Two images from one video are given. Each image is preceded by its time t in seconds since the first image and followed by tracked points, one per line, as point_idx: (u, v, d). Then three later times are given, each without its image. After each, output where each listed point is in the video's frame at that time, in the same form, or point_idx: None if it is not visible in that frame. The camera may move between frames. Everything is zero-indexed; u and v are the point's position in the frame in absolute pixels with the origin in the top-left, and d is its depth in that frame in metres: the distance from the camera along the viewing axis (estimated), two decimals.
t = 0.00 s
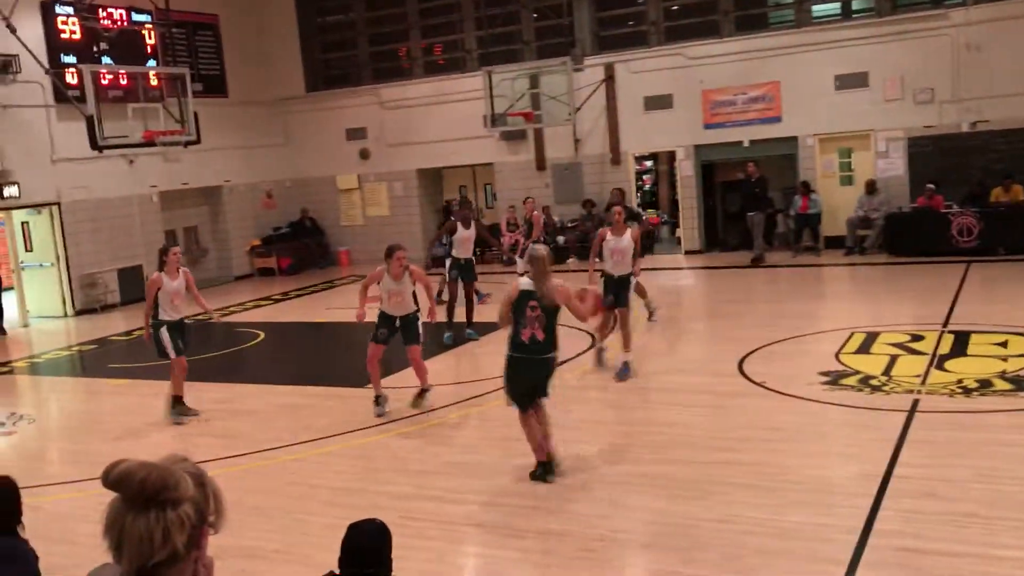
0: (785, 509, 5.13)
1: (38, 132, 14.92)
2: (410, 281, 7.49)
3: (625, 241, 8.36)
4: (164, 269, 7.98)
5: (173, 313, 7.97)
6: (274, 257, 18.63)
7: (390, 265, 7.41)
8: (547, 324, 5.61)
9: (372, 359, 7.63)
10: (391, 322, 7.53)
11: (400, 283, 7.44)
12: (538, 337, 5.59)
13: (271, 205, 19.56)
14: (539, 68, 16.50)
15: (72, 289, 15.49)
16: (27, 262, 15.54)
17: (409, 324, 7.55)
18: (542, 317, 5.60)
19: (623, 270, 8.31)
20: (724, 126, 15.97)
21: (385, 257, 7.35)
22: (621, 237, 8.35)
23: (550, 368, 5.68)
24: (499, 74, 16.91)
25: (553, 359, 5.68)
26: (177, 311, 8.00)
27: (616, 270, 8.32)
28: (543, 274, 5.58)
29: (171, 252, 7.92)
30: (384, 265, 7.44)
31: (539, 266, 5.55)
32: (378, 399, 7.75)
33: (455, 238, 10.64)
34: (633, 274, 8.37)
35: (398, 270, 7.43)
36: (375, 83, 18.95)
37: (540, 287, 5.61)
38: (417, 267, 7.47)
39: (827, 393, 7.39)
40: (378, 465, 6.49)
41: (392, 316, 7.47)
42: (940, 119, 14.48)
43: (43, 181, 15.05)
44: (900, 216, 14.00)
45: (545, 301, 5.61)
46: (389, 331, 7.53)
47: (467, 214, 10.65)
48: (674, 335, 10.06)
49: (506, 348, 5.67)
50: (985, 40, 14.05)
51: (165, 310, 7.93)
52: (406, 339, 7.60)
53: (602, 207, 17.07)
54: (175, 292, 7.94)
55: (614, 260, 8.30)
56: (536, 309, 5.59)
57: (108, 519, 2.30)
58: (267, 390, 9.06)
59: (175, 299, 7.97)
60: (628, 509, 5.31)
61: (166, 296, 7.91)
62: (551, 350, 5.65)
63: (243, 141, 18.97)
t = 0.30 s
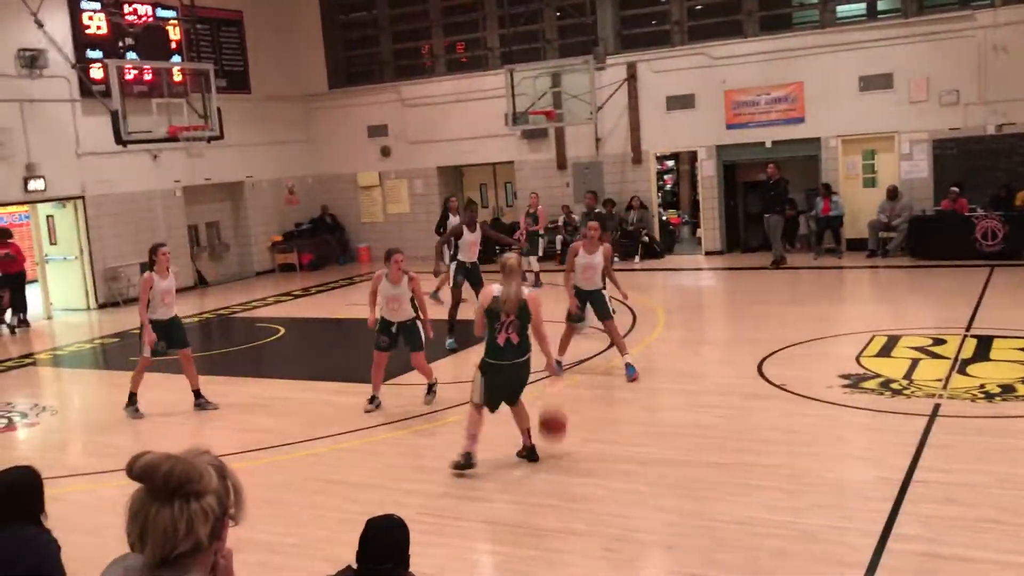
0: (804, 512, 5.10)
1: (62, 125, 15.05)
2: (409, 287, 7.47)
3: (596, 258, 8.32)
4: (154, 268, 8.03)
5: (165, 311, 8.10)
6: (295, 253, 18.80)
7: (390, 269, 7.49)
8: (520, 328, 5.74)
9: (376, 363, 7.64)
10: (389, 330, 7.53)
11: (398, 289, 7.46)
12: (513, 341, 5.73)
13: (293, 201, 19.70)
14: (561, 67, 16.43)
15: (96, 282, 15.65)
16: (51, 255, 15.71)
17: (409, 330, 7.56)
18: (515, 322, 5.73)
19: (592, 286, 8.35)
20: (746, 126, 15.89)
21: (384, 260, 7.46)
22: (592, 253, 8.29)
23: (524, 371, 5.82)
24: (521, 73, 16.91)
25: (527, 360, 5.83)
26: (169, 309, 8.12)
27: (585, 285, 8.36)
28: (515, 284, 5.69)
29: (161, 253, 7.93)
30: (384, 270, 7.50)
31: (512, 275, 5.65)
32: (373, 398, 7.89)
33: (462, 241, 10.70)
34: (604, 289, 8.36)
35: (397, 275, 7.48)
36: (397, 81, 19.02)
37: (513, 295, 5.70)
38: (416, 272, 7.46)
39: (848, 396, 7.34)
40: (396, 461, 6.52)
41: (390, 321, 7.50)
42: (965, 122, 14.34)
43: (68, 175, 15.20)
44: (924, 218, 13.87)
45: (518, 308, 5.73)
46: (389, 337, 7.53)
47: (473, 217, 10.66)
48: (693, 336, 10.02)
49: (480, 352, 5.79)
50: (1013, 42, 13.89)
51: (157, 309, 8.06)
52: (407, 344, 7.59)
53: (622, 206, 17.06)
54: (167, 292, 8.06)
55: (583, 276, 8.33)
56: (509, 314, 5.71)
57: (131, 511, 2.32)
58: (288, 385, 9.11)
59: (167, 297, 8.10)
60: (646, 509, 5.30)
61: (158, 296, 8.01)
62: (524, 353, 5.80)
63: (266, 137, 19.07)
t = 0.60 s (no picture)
0: (821, 514, 5.09)
1: (87, 122, 15.21)
2: (428, 292, 7.48)
3: (594, 246, 8.78)
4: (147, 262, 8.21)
5: (157, 304, 8.25)
6: (316, 249, 18.92)
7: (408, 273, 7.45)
8: (479, 318, 5.74)
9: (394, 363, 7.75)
10: (408, 331, 7.63)
11: (417, 293, 7.48)
12: (469, 330, 5.76)
13: (314, 198, 19.83)
14: (582, 66, 16.42)
15: (120, 276, 15.83)
16: (75, 249, 15.88)
17: (427, 330, 7.65)
18: (474, 311, 5.75)
19: (592, 274, 8.78)
20: (768, 127, 15.83)
21: (402, 265, 7.41)
22: (591, 242, 8.74)
23: (484, 362, 5.79)
24: (542, 72, 16.90)
25: (489, 351, 5.79)
26: (163, 301, 8.26)
27: (586, 274, 8.76)
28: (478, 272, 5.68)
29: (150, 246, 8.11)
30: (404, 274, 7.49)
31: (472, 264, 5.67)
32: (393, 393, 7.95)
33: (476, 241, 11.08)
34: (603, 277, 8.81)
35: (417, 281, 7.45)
36: (419, 79, 19.09)
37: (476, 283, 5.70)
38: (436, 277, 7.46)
39: (867, 399, 7.31)
40: (414, 457, 6.56)
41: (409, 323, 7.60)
42: (989, 124, 14.19)
43: (93, 171, 15.36)
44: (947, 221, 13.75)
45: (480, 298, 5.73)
46: (408, 339, 7.63)
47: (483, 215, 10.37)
48: (712, 337, 10.00)
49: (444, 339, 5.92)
50: None
51: (150, 301, 8.22)
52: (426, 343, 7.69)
53: (642, 207, 17.04)
54: (159, 284, 8.18)
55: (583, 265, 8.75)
56: (469, 303, 5.75)
57: (155, 504, 2.35)
58: (307, 380, 9.19)
59: (161, 292, 8.23)
60: (663, 510, 5.30)
61: (149, 288, 8.15)
62: (484, 344, 5.77)
63: (288, 134, 19.18)
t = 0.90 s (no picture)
0: (845, 516, 5.05)
1: (113, 117, 15.34)
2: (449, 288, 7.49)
3: (616, 249, 8.71)
4: (161, 260, 8.35)
5: (167, 301, 8.34)
6: (339, 246, 18.98)
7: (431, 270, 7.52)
8: (469, 324, 5.59)
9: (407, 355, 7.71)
10: (426, 323, 7.61)
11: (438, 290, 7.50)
12: (459, 334, 5.61)
13: (337, 194, 19.91)
14: (605, 63, 16.36)
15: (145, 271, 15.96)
16: (101, 244, 16.03)
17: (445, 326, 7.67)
18: (466, 316, 5.60)
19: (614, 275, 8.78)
20: (793, 125, 15.71)
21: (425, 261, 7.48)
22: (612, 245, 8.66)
23: (470, 370, 5.63)
24: (565, 69, 16.85)
25: (476, 360, 5.61)
26: (172, 299, 8.33)
27: (609, 276, 8.76)
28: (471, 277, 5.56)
29: (166, 243, 8.28)
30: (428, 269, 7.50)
31: (463, 265, 5.55)
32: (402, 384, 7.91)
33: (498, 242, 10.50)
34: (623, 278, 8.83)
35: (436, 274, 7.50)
36: (441, 76, 19.11)
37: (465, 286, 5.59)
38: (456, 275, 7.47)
39: (892, 400, 7.24)
40: (436, 454, 6.57)
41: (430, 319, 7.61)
42: (1019, 123, 13.99)
43: (118, 166, 15.50)
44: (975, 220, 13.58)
45: (470, 302, 5.60)
46: (425, 330, 7.62)
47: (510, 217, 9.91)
48: (734, 336, 9.93)
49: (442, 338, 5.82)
50: None
51: (160, 298, 8.31)
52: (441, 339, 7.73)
53: (665, 204, 16.98)
54: (170, 282, 8.26)
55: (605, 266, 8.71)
56: (461, 307, 5.63)
57: (180, 495, 2.34)
58: (329, 375, 9.23)
59: (171, 288, 8.30)
60: (685, 509, 5.28)
61: (160, 285, 8.25)
62: (473, 352, 5.60)
63: (311, 130, 19.25)
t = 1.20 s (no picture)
0: (861, 516, 5.01)
1: (131, 113, 15.43)
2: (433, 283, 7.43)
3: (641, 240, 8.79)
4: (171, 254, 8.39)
5: (173, 296, 8.39)
6: (355, 242, 19.02)
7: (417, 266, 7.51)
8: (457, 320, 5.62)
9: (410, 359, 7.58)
10: (418, 322, 7.60)
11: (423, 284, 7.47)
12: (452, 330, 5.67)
13: (354, 190, 19.96)
14: (623, 61, 16.33)
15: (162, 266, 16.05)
16: (119, 239, 16.13)
17: (438, 324, 7.61)
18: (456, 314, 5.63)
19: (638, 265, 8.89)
20: (811, 123, 15.62)
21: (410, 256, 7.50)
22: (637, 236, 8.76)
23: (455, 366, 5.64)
24: (582, 67, 16.80)
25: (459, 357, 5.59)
26: (178, 293, 8.39)
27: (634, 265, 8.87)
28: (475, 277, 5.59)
29: (177, 239, 8.31)
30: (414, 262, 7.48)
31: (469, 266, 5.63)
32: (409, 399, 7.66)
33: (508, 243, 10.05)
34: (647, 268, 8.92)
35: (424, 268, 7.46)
36: (458, 73, 19.12)
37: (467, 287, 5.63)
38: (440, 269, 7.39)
39: (910, 401, 7.18)
40: (450, 450, 6.57)
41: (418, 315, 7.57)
42: None
43: (136, 161, 15.59)
44: (996, 220, 13.44)
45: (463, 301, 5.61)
46: (420, 331, 7.61)
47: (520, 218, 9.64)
48: (750, 335, 9.89)
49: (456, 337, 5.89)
50: None
51: (166, 291, 8.36)
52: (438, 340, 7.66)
53: (682, 203, 16.92)
54: (177, 276, 8.35)
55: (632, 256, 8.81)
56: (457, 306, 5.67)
57: (196, 491, 2.35)
58: (345, 372, 9.25)
59: (177, 283, 8.38)
60: (699, 508, 5.25)
61: (168, 279, 8.32)
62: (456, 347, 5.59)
63: (328, 127, 19.31)
